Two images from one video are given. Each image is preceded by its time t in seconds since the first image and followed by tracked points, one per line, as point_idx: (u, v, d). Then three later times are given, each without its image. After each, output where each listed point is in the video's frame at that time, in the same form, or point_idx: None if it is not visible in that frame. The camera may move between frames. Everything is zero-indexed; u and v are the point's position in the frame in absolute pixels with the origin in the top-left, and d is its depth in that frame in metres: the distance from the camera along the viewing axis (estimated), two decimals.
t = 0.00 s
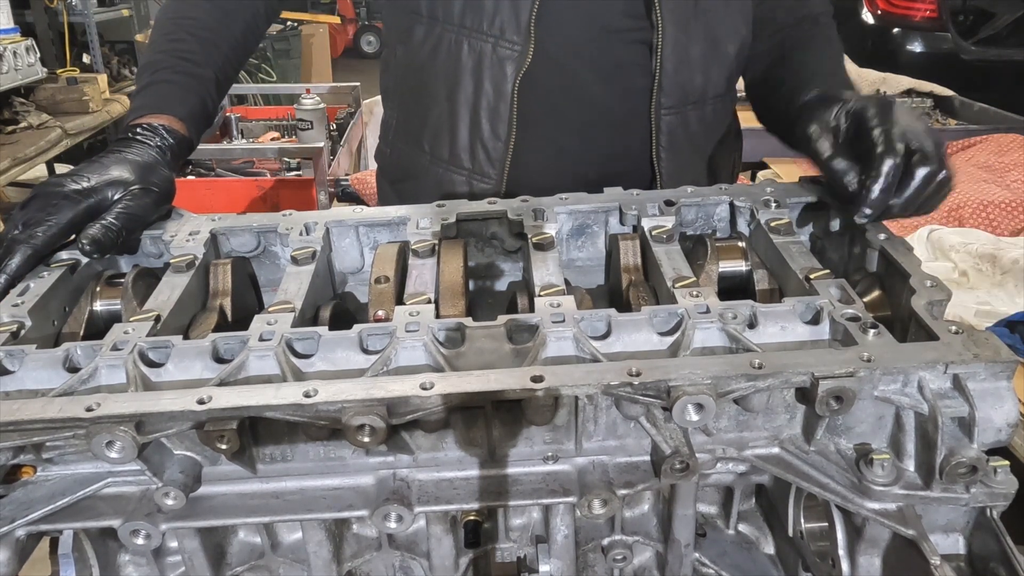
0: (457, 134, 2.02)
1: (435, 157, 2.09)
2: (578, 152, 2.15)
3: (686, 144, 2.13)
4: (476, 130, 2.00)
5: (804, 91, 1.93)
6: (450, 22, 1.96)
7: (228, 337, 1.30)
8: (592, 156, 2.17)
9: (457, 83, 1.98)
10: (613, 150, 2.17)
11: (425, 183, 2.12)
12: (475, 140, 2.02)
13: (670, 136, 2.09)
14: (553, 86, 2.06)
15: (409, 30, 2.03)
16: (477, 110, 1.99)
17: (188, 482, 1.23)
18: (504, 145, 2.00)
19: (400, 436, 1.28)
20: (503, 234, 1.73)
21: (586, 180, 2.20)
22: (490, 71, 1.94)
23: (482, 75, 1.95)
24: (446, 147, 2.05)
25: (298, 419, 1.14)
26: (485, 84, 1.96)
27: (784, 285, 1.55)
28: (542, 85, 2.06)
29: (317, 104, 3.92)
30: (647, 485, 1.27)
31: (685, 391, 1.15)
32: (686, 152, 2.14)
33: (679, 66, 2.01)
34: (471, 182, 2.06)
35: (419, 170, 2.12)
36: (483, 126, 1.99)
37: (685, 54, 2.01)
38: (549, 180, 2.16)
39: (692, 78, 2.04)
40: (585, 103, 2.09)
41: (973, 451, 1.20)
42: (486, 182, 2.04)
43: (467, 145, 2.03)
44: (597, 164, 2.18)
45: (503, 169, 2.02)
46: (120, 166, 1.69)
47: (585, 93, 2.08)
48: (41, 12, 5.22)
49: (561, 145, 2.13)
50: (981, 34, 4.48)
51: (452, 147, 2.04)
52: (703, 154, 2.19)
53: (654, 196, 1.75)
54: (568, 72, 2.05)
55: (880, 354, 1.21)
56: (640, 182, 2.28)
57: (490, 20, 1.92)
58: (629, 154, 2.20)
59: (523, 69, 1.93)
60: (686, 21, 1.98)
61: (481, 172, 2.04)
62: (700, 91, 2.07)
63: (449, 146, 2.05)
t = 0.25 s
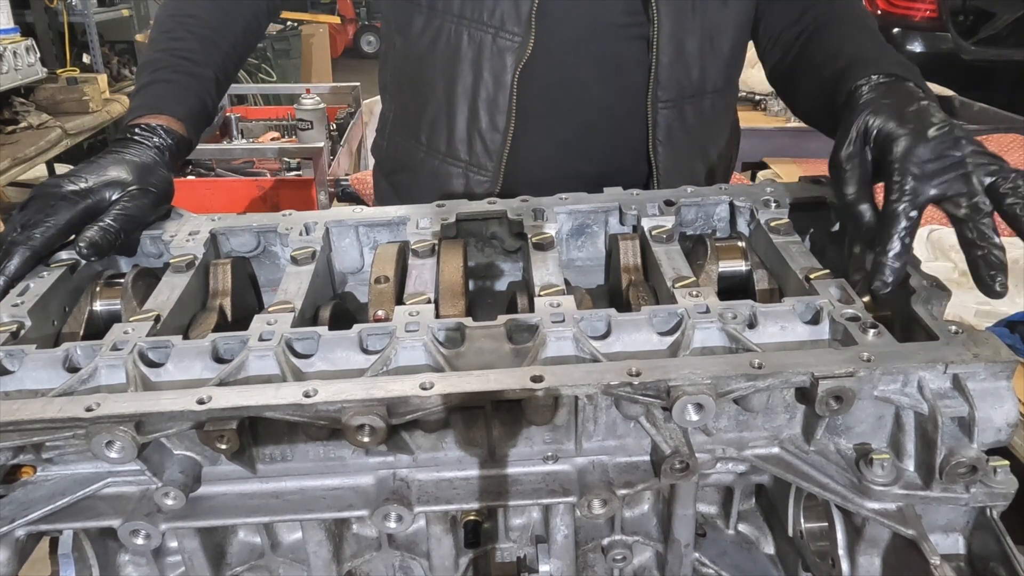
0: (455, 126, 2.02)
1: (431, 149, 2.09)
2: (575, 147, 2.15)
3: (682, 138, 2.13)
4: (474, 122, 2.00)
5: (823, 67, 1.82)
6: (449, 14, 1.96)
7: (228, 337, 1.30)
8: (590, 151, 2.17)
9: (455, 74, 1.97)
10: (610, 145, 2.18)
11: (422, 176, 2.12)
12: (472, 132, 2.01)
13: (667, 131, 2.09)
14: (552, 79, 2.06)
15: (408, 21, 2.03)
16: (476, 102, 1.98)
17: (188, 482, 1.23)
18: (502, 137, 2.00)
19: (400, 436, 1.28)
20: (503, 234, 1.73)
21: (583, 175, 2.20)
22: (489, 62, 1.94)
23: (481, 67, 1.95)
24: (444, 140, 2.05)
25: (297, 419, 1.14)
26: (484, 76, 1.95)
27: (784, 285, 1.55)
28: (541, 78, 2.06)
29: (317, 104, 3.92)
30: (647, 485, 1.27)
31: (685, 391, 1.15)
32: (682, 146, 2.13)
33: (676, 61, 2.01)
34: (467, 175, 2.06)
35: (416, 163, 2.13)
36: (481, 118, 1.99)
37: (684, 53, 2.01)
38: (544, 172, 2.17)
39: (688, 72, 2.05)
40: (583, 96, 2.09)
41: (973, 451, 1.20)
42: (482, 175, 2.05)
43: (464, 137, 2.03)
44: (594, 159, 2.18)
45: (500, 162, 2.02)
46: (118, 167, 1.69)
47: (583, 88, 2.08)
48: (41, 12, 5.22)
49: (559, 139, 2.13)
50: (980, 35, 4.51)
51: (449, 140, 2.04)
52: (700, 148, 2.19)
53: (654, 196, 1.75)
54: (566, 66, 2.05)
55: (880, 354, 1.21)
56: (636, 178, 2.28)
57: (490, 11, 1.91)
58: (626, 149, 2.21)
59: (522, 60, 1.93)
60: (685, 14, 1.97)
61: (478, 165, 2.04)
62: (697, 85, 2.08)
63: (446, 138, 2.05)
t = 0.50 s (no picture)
0: (456, 127, 2.02)
1: (432, 151, 2.09)
2: (576, 148, 2.15)
3: (682, 139, 2.13)
4: (474, 124, 2.00)
5: (806, 60, 1.84)
6: (450, 15, 1.96)
7: (228, 337, 1.30)
8: (591, 152, 2.17)
9: (456, 75, 1.97)
10: (610, 146, 2.18)
11: (423, 177, 2.12)
12: (473, 133, 2.01)
13: (667, 133, 2.09)
14: (552, 80, 2.06)
15: (409, 23, 2.03)
16: (477, 104, 1.98)
17: (188, 482, 1.23)
18: (502, 139, 2.00)
19: (400, 436, 1.28)
20: (503, 234, 1.73)
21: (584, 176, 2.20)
22: (489, 64, 1.94)
23: (482, 69, 1.95)
24: (445, 141, 2.06)
25: (298, 419, 1.14)
26: (484, 77, 1.95)
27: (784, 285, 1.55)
28: (541, 80, 2.05)
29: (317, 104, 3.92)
30: (647, 485, 1.27)
31: (685, 391, 1.15)
32: (682, 147, 2.14)
33: (677, 62, 2.01)
34: (468, 177, 2.06)
35: (417, 164, 2.13)
36: (482, 119, 1.99)
37: (683, 52, 2.01)
38: (545, 173, 2.17)
39: (688, 73, 2.04)
40: (583, 98, 2.09)
41: (973, 451, 1.20)
42: (483, 177, 2.05)
43: (465, 139, 2.03)
44: (595, 160, 2.18)
45: (501, 163, 2.02)
46: (118, 167, 1.69)
47: (583, 89, 2.08)
48: (41, 12, 5.22)
49: (560, 140, 2.13)
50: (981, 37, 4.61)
51: (450, 141, 2.04)
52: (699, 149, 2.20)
53: (654, 196, 1.75)
54: (566, 67, 2.05)
55: (881, 354, 1.21)
56: (636, 178, 2.28)
57: (491, 13, 1.91)
58: (625, 150, 2.21)
59: (523, 62, 1.93)
60: (685, 15, 1.98)
61: (479, 166, 2.04)
62: (697, 85, 2.08)
63: (446, 139, 2.05)
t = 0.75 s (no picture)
0: (469, 132, 2.02)
1: (445, 156, 2.09)
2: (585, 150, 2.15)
3: (690, 139, 2.13)
4: (489, 129, 2.01)
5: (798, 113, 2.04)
6: (459, 21, 1.96)
7: (229, 337, 1.30)
8: (600, 154, 2.17)
9: (469, 81, 1.98)
10: (617, 148, 2.18)
11: (435, 183, 2.12)
12: (487, 139, 2.02)
13: (676, 133, 2.09)
14: (561, 84, 2.06)
15: (417, 28, 2.02)
16: (490, 109, 1.99)
17: (188, 482, 1.23)
18: (517, 142, 2.01)
19: (400, 436, 1.28)
20: (503, 234, 1.73)
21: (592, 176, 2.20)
22: (501, 69, 1.95)
23: (494, 74, 1.96)
24: (457, 146, 2.06)
25: (298, 418, 1.14)
26: (497, 83, 1.96)
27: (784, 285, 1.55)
28: (547, 83, 2.06)
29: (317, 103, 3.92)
30: (647, 485, 1.27)
31: (685, 392, 1.15)
32: (690, 148, 2.14)
33: (687, 63, 2.01)
34: (483, 181, 2.07)
35: (428, 169, 2.12)
36: (496, 125, 2.00)
37: (690, 52, 2.00)
38: (556, 176, 2.17)
39: (698, 75, 2.04)
40: (593, 101, 2.09)
41: (974, 451, 1.20)
42: (499, 182, 2.06)
43: (479, 144, 2.03)
44: (603, 162, 2.18)
45: (516, 167, 2.04)
46: (119, 167, 1.69)
47: (593, 91, 2.08)
48: (41, 12, 5.22)
49: (571, 143, 2.13)
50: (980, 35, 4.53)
51: (463, 146, 2.05)
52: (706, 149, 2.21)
53: (654, 196, 1.75)
54: (575, 70, 2.05)
55: (881, 354, 1.21)
56: (643, 179, 2.28)
57: (502, 18, 1.91)
58: (634, 151, 2.20)
59: (535, 67, 1.94)
60: (693, 16, 1.96)
61: (494, 171, 2.05)
62: (705, 87, 2.08)
63: (460, 145, 2.05)
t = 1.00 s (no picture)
0: (465, 131, 2.02)
1: (442, 156, 2.09)
2: (582, 150, 2.15)
3: (689, 140, 2.13)
4: (484, 129, 2.00)
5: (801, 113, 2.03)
6: (457, 21, 1.96)
7: (228, 337, 1.30)
8: (598, 154, 2.17)
9: (464, 81, 1.97)
10: (616, 148, 2.17)
11: (433, 183, 2.12)
12: (482, 139, 2.02)
13: (675, 133, 2.09)
14: (558, 84, 2.06)
15: (416, 29, 2.02)
16: (485, 108, 1.99)
17: (188, 482, 1.23)
18: (512, 142, 2.00)
19: (400, 436, 1.28)
20: (503, 234, 1.73)
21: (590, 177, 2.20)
22: (497, 69, 1.94)
23: (489, 74, 1.95)
24: (454, 146, 2.06)
25: (298, 418, 1.14)
26: (492, 83, 1.96)
27: (784, 285, 1.55)
28: (546, 83, 2.05)
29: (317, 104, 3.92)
30: (647, 485, 1.27)
31: (685, 392, 1.15)
32: (689, 148, 2.14)
33: (683, 63, 2.01)
34: (479, 181, 2.06)
35: (426, 169, 2.12)
36: (491, 124, 1.99)
37: (688, 52, 2.00)
38: (553, 176, 2.17)
39: (695, 75, 2.04)
40: (590, 100, 2.09)
41: (974, 451, 1.20)
42: (494, 182, 2.05)
43: (474, 144, 2.03)
44: (601, 162, 2.18)
45: (511, 167, 2.03)
46: (119, 166, 1.69)
47: (589, 91, 2.08)
48: (41, 12, 5.22)
49: (569, 144, 2.13)
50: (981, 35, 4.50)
51: (460, 146, 2.05)
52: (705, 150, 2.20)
53: (654, 196, 1.75)
54: (573, 70, 2.05)
55: (881, 354, 1.21)
56: (642, 179, 2.28)
57: (497, 18, 1.91)
58: (633, 152, 2.20)
59: (530, 67, 1.93)
60: (691, 17, 1.97)
61: (489, 171, 2.04)
62: (703, 87, 2.08)
63: (457, 144, 2.05)
